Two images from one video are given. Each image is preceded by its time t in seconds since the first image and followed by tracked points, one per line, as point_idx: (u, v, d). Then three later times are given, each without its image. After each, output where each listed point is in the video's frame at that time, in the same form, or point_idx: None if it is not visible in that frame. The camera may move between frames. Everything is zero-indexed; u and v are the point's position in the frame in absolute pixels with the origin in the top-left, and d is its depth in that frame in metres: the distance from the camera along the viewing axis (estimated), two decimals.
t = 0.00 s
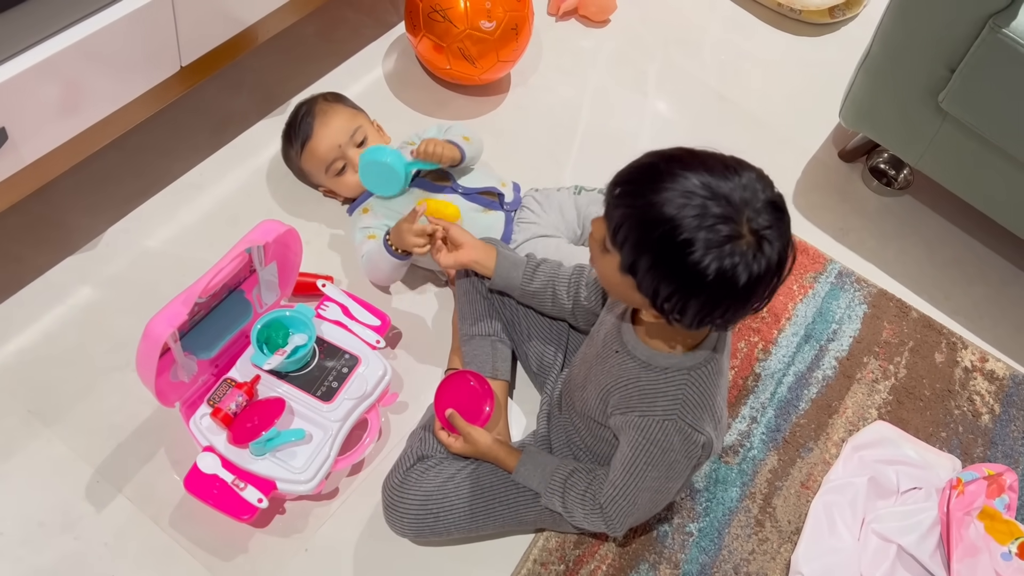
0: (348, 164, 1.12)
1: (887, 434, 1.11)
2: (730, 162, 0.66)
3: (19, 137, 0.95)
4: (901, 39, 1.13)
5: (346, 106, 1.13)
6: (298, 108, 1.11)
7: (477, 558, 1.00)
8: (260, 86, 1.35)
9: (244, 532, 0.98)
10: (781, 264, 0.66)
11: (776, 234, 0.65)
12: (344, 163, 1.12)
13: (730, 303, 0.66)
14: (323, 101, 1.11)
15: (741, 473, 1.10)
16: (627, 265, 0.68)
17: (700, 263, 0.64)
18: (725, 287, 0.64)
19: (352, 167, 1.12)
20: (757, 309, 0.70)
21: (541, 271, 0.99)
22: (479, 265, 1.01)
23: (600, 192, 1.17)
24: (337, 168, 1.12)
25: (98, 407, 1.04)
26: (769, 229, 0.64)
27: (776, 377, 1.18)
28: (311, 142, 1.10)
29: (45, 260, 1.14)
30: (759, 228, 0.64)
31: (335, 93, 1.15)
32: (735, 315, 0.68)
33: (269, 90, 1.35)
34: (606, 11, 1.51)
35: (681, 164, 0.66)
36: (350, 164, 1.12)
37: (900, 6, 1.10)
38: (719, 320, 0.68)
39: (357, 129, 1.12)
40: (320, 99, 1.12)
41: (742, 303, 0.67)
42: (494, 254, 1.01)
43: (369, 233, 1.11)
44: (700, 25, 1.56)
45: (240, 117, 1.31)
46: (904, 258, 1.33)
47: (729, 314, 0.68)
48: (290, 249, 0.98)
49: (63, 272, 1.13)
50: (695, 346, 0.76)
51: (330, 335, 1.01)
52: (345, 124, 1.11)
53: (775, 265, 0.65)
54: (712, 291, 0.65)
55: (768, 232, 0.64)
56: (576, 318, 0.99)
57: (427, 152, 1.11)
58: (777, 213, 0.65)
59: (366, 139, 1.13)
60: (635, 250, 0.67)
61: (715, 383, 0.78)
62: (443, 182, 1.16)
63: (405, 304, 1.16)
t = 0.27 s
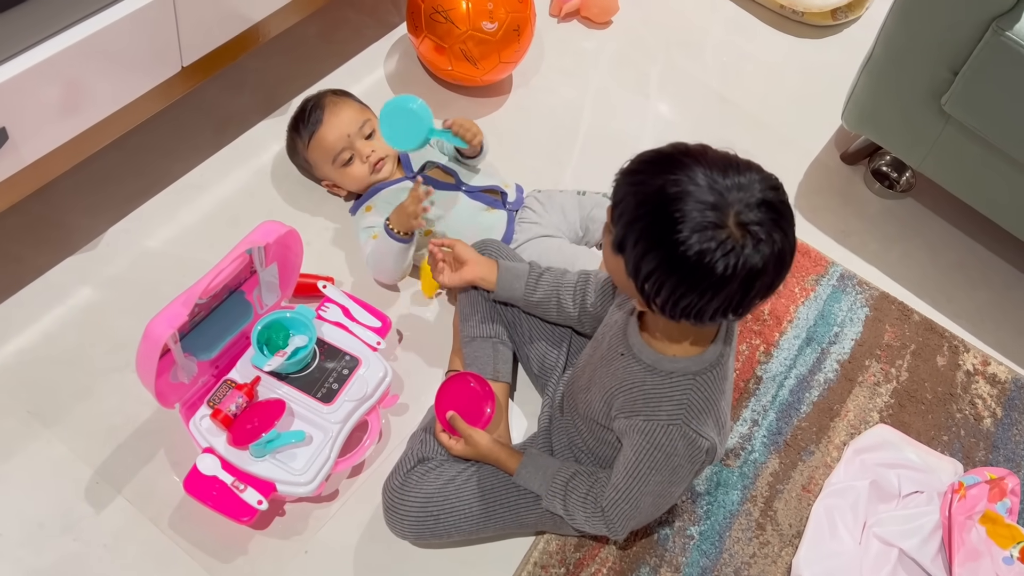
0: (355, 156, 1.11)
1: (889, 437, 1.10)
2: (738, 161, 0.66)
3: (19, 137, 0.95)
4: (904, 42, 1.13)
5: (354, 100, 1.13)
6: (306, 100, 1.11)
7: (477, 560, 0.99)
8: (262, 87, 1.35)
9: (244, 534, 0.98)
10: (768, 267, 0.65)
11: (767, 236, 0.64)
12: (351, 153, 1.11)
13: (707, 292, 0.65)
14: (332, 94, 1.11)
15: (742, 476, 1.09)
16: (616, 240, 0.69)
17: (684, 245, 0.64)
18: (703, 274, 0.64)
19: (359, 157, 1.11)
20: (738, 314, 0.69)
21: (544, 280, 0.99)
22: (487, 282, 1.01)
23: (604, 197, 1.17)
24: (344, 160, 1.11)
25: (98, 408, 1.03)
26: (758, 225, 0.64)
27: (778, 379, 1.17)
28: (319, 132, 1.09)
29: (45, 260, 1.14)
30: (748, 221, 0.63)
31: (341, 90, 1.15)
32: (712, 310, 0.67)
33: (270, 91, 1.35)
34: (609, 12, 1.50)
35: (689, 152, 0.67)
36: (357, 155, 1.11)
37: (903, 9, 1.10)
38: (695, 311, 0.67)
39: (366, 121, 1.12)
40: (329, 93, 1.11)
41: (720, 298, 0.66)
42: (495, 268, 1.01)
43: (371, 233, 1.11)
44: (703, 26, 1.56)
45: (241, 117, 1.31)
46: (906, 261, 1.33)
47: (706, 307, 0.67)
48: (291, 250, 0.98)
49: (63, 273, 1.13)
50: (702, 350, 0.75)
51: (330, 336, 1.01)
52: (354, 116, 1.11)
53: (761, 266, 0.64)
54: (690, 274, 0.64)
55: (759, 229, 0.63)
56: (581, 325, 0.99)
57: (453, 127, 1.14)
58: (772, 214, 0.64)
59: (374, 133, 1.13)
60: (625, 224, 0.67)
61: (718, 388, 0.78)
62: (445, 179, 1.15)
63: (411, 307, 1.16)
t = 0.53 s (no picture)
0: (358, 156, 1.11)
1: (891, 439, 1.10)
2: (731, 152, 0.66)
3: (23, 135, 0.95)
4: (907, 43, 1.13)
5: (357, 100, 1.13)
6: (309, 99, 1.11)
7: (478, 561, 0.99)
8: (264, 86, 1.35)
9: (245, 533, 0.98)
10: (769, 255, 0.65)
11: (766, 224, 0.64)
12: (354, 153, 1.10)
13: (711, 286, 0.65)
14: (335, 93, 1.11)
15: (744, 477, 1.09)
16: (617, 240, 0.69)
17: (683, 240, 0.64)
18: (706, 268, 0.64)
19: (362, 157, 1.11)
20: (745, 305, 0.69)
21: (551, 303, 0.97)
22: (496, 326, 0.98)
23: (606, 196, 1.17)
24: (347, 159, 1.11)
25: (99, 406, 1.03)
26: (756, 214, 0.63)
27: (780, 380, 1.17)
28: (322, 131, 1.09)
29: (47, 258, 1.13)
30: (746, 211, 0.63)
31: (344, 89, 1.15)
32: (719, 303, 0.67)
33: (273, 90, 1.35)
34: (612, 13, 1.50)
35: (682, 148, 0.67)
36: (360, 155, 1.11)
37: (905, 11, 1.10)
38: (701, 306, 0.67)
39: (369, 121, 1.12)
40: (332, 92, 1.11)
41: (725, 289, 0.65)
42: (503, 310, 0.97)
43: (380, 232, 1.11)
44: (706, 27, 1.56)
45: (244, 116, 1.31)
46: (908, 263, 1.33)
47: (712, 301, 0.66)
48: (293, 249, 0.98)
49: (64, 271, 1.12)
50: (706, 345, 0.75)
51: (332, 335, 1.00)
52: (356, 116, 1.10)
53: (762, 254, 0.64)
54: (693, 269, 0.64)
55: (757, 218, 0.63)
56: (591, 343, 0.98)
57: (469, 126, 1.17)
58: (769, 203, 0.64)
59: (377, 132, 1.13)
60: (624, 224, 0.67)
61: (721, 388, 0.78)
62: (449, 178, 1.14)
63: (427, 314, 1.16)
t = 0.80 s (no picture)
0: (360, 162, 1.11)
1: (892, 442, 1.10)
2: (722, 155, 0.67)
3: (29, 134, 0.96)
4: (910, 47, 1.13)
5: (357, 104, 1.13)
6: (310, 104, 1.11)
7: (481, 561, 0.99)
8: (269, 87, 1.35)
9: (247, 532, 0.98)
10: (768, 253, 0.65)
11: (762, 222, 0.64)
12: (356, 160, 1.11)
13: (713, 288, 0.65)
14: (336, 98, 1.11)
15: (745, 479, 1.09)
16: (616, 249, 0.69)
17: (682, 243, 0.64)
18: (706, 270, 0.64)
19: (364, 164, 1.11)
20: (747, 305, 0.69)
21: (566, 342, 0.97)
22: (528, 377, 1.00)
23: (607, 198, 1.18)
24: (350, 166, 1.11)
25: (103, 405, 1.04)
26: (752, 214, 0.64)
27: (781, 383, 1.17)
28: (325, 138, 1.09)
29: (52, 257, 1.14)
30: (742, 212, 0.64)
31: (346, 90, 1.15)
32: (721, 304, 0.67)
33: (277, 91, 1.35)
34: (615, 15, 1.51)
35: (673, 154, 0.67)
36: (362, 161, 1.11)
37: (908, 15, 1.11)
38: (704, 308, 0.67)
39: (370, 126, 1.12)
40: (333, 96, 1.11)
41: (727, 290, 0.66)
42: (530, 373, 0.99)
43: (376, 236, 1.12)
44: (709, 30, 1.56)
45: (248, 116, 1.31)
46: (910, 266, 1.33)
47: (714, 302, 0.67)
48: (297, 249, 0.99)
49: (69, 270, 1.13)
50: (708, 349, 0.75)
51: (336, 336, 1.01)
52: (358, 122, 1.11)
53: (761, 253, 0.64)
54: (693, 272, 0.64)
55: (753, 217, 0.64)
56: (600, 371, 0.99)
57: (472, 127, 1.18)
58: (764, 202, 0.65)
59: (379, 137, 1.13)
60: (622, 232, 0.68)
61: (723, 391, 0.78)
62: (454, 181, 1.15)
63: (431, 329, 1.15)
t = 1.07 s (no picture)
0: (351, 176, 1.12)
1: (893, 444, 1.11)
2: (721, 158, 0.67)
3: (34, 133, 0.96)
4: (912, 51, 1.13)
5: (347, 115, 1.12)
6: (301, 119, 1.12)
7: (482, 561, 1.00)
8: (272, 87, 1.36)
9: (248, 531, 0.98)
10: (777, 253, 0.65)
11: (768, 222, 0.65)
12: (347, 174, 1.12)
13: (724, 292, 0.66)
14: (324, 112, 1.11)
15: (745, 481, 1.10)
16: (623, 260, 0.69)
17: (690, 250, 0.64)
18: (717, 274, 0.64)
19: (355, 177, 1.12)
20: (757, 304, 0.69)
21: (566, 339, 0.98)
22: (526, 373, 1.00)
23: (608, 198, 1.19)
24: (342, 180, 1.13)
25: (106, 403, 1.04)
26: (758, 216, 0.64)
27: (782, 386, 1.17)
28: (314, 155, 1.11)
29: (55, 256, 1.14)
30: (748, 214, 0.64)
31: (336, 98, 1.14)
32: (733, 306, 0.67)
33: (280, 92, 1.36)
34: (618, 18, 1.51)
35: (672, 161, 0.67)
36: (353, 175, 1.12)
37: (910, 19, 1.11)
38: (716, 312, 0.68)
39: (358, 139, 1.12)
40: (321, 109, 1.11)
41: (738, 292, 0.66)
42: (530, 368, 0.99)
43: (380, 245, 1.13)
44: (711, 33, 1.57)
45: (251, 117, 1.32)
46: (911, 269, 1.33)
47: (726, 305, 0.67)
48: (300, 249, 0.99)
49: (72, 269, 1.13)
50: (712, 353, 0.76)
51: (337, 336, 1.01)
52: (345, 136, 1.11)
53: (770, 253, 0.65)
54: (704, 278, 0.65)
55: (758, 218, 0.64)
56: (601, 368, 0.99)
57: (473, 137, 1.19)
58: (769, 203, 0.65)
59: (368, 148, 1.13)
60: (628, 242, 0.68)
61: (726, 393, 0.78)
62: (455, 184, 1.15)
63: (434, 330, 1.15)
